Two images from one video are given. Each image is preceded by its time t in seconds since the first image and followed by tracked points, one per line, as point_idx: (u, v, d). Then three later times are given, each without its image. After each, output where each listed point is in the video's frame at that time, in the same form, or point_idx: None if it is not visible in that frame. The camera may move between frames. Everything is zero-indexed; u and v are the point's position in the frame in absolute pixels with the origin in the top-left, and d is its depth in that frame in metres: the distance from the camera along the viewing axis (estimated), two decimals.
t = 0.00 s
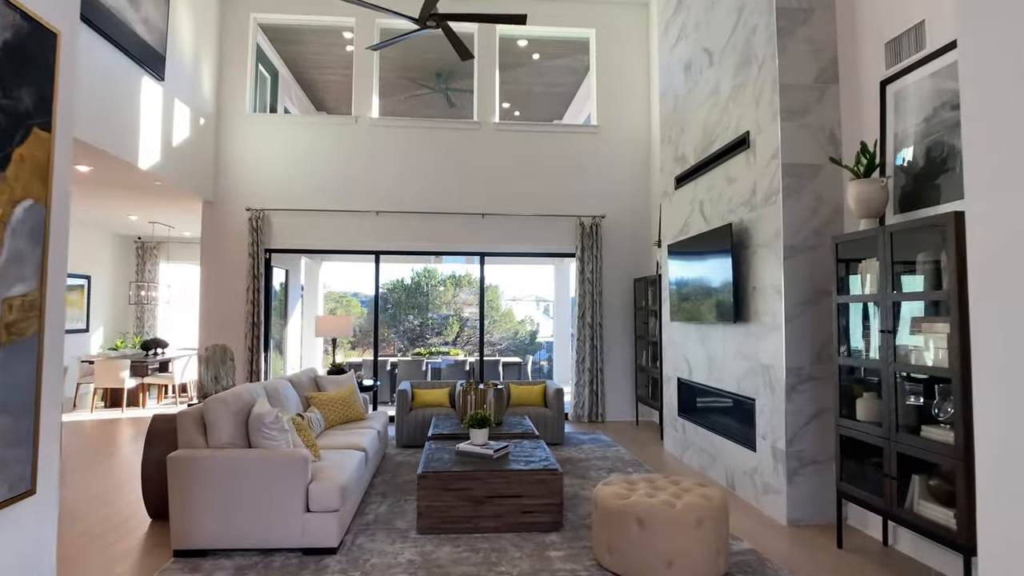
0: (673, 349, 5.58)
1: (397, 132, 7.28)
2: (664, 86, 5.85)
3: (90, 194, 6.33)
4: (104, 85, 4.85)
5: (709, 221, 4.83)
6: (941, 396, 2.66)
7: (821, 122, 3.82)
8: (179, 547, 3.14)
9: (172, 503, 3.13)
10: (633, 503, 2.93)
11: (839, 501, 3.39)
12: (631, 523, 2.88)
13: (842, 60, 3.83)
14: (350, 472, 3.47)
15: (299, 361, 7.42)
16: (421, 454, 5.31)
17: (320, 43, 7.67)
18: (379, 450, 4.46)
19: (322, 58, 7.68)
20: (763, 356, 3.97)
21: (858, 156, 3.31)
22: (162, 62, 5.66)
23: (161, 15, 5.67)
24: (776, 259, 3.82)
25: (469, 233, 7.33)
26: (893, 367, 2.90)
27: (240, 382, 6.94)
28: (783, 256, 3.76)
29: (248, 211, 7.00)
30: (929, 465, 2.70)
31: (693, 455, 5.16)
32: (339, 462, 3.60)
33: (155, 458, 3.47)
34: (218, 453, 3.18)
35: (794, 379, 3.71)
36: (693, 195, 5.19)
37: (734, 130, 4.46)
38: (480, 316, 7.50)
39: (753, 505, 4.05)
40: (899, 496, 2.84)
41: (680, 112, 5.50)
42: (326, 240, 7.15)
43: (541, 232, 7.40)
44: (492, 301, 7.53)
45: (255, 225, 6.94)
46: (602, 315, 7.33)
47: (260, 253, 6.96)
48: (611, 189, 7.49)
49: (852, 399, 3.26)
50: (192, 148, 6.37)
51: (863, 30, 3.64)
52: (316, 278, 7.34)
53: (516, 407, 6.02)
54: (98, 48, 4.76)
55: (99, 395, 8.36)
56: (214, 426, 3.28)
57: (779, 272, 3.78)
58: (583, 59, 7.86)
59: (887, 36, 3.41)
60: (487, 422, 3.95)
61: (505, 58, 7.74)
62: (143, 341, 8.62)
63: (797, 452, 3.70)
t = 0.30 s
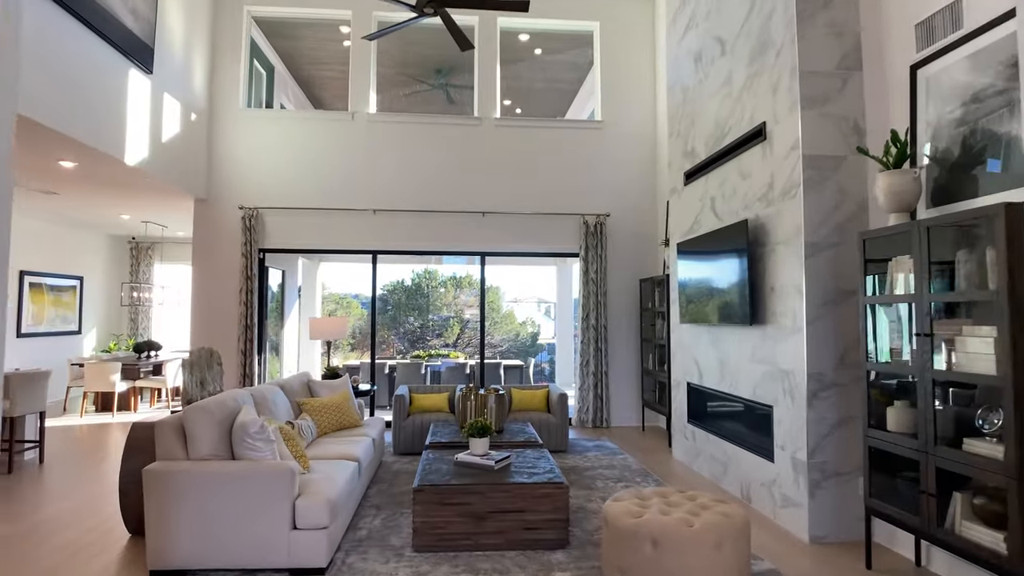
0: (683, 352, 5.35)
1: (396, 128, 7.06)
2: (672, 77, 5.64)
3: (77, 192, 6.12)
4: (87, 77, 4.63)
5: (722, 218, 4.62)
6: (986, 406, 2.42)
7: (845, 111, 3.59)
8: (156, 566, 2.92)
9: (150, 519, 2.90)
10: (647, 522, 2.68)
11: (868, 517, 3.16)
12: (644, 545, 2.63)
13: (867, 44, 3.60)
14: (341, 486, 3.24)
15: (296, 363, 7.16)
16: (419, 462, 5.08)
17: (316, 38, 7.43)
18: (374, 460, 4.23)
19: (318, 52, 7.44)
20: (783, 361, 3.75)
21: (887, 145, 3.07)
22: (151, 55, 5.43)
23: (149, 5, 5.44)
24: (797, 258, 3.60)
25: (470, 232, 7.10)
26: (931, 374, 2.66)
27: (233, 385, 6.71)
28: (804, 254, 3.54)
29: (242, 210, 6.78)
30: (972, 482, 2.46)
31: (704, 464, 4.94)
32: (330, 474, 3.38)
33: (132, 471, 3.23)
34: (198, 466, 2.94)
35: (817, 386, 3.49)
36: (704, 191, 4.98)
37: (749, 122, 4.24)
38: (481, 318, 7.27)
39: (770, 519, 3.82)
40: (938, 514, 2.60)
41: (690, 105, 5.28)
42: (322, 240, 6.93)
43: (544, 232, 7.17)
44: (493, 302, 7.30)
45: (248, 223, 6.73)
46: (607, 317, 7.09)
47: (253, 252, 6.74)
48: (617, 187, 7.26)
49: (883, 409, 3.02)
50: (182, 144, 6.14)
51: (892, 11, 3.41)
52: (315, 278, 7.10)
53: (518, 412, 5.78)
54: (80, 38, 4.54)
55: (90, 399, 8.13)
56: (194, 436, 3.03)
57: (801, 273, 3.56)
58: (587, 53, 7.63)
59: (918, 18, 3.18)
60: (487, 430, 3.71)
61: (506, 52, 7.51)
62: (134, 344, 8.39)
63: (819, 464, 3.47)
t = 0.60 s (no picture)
0: (697, 354, 5.14)
1: (397, 124, 6.86)
2: (685, 68, 5.48)
3: (69, 189, 5.92)
4: (74, 69, 4.44)
5: (739, 213, 4.42)
6: None
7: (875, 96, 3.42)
8: None
9: (129, 534, 2.69)
10: (667, 542, 2.44)
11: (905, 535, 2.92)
12: (665, 567, 2.40)
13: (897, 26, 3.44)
14: (335, 499, 3.02)
15: (295, 364, 6.97)
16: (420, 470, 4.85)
17: (317, 34, 7.23)
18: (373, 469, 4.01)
19: (319, 49, 7.25)
20: (809, 363, 3.54)
21: (927, 130, 2.83)
22: (142, 47, 5.23)
23: None
24: (825, 255, 3.40)
25: (473, 232, 6.88)
26: (980, 379, 2.42)
27: (228, 390, 6.49)
28: (833, 249, 3.35)
29: (237, 208, 6.57)
30: None
31: (720, 473, 4.70)
32: (325, 485, 3.15)
33: (110, 484, 3.00)
34: (178, 480, 2.71)
35: (846, 393, 3.29)
36: (719, 185, 4.78)
37: (769, 111, 4.07)
38: (484, 320, 7.04)
39: (794, 534, 3.59)
40: (989, 535, 2.37)
41: (704, 96, 5.11)
42: (321, 240, 6.72)
43: (549, 231, 6.94)
44: (496, 304, 7.07)
45: (244, 222, 6.52)
46: (615, 319, 6.85)
47: (249, 252, 6.53)
48: (626, 185, 7.04)
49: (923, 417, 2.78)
50: (175, 139, 5.94)
51: None
52: (317, 279, 6.88)
53: (523, 418, 5.55)
54: (66, 28, 4.34)
55: (83, 404, 7.92)
56: (177, 446, 2.80)
57: (830, 270, 3.36)
58: (593, 48, 7.42)
59: None
60: (493, 439, 3.48)
61: (510, 46, 7.29)
62: (129, 346, 8.19)
63: (849, 476, 3.25)
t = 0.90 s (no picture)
0: (712, 358, 4.91)
1: (400, 119, 6.66)
2: (698, 58, 5.26)
3: (62, 186, 5.74)
4: (64, 61, 4.26)
5: (758, 209, 4.21)
6: None
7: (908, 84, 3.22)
8: None
9: (108, 555, 2.48)
10: (691, 565, 2.24)
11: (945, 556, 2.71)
12: None
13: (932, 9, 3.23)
14: (332, 514, 2.82)
15: (296, 368, 6.72)
16: (422, 477, 4.66)
17: (317, 28, 7.04)
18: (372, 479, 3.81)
19: (320, 45, 7.03)
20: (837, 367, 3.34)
21: (970, 117, 2.61)
22: (135, 38, 5.04)
23: None
24: (855, 254, 3.20)
25: (477, 230, 6.68)
26: None
27: (226, 393, 6.31)
28: (863, 247, 3.15)
29: (235, 206, 6.39)
30: None
31: (737, 482, 4.50)
32: (322, 498, 2.97)
33: (88, 497, 2.80)
34: (159, 494, 2.50)
35: (878, 400, 3.09)
36: (734, 180, 4.57)
37: (790, 101, 3.87)
38: (488, 320, 6.84)
39: (821, 551, 3.41)
40: None
41: (718, 86, 4.88)
42: (321, 238, 6.53)
43: (556, 229, 6.73)
44: (501, 304, 6.87)
45: (243, 220, 6.34)
46: (624, 320, 6.64)
47: (247, 251, 6.35)
48: (635, 182, 6.82)
49: (968, 430, 2.56)
50: (171, 135, 5.75)
51: None
52: (317, 279, 6.69)
53: (530, 422, 5.34)
54: (54, 17, 4.15)
55: (79, 406, 7.75)
56: (160, 458, 2.59)
57: (861, 271, 3.15)
58: (601, 41, 7.21)
59: None
60: (500, 450, 3.27)
61: (515, 39, 7.08)
62: (127, 348, 8.02)
63: (881, 490, 3.06)
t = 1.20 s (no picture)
0: (729, 358, 4.69)
1: (403, 112, 6.48)
2: (713, 45, 5.03)
3: (57, 181, 5.60)
4: (54, 49, 4.10)
5: (780, 201, 3.98)
6: None
7: (945, 63, 2.99)
8: None
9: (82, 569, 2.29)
10: None
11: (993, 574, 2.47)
12: None
13: None
14: (326, 525, 2.62)
15: (298, 369, 6.54)
16: (425, 483, 4.45)
17: (319, 21, 6.86)
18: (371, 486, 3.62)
19: (323, 39, 6.82)
20: (869, 368, 3.11)
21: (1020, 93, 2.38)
22: (129, 27, 4.88)
23: None
24: (888, 246, 2.97)
25: (483, 226, 6.48)
26: None
27: (224, 395, 6.14)
28: (898, 238, 2.92)
29: (234, 201, 6.22)
30: None
31: (757, 489, 4.27)
32: (318, 506, 2.78)
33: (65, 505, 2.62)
34: (137, 504, 2.32)
35: (914, 403, 2.86)
36: (753, 172, 4.35)
37: (814, 85, 3.64)
38: (495, 320, 6.63)
39: (851, 565, 3.18)
40: None
41: (735, 73, 4.65)
42: (323, 235, 6.35)
43: (564, 225, 6.52)
44: (507, 304, 6.66)
45: (242, 216, 6.17)
46: (635, 319, 6.42)
47: (246, 248, 6.17)
48: (646, 176, 6.60)
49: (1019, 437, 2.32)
50: (167, 128, 5.59)
51: None
52: (320, 280, 6.53)
53: (538, 425, 5.13)
54: (41, 2, 3.98)
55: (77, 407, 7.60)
56: (139, 466, 2.40)
57: (895, 264, 2.92)
58: (611, 32, 7.00)
59: None
60: (506, 455, 3.06)
61: (522, 30, 6.87)
62: (126, 348, 7.87)
63: (918, 501, 2.83)
